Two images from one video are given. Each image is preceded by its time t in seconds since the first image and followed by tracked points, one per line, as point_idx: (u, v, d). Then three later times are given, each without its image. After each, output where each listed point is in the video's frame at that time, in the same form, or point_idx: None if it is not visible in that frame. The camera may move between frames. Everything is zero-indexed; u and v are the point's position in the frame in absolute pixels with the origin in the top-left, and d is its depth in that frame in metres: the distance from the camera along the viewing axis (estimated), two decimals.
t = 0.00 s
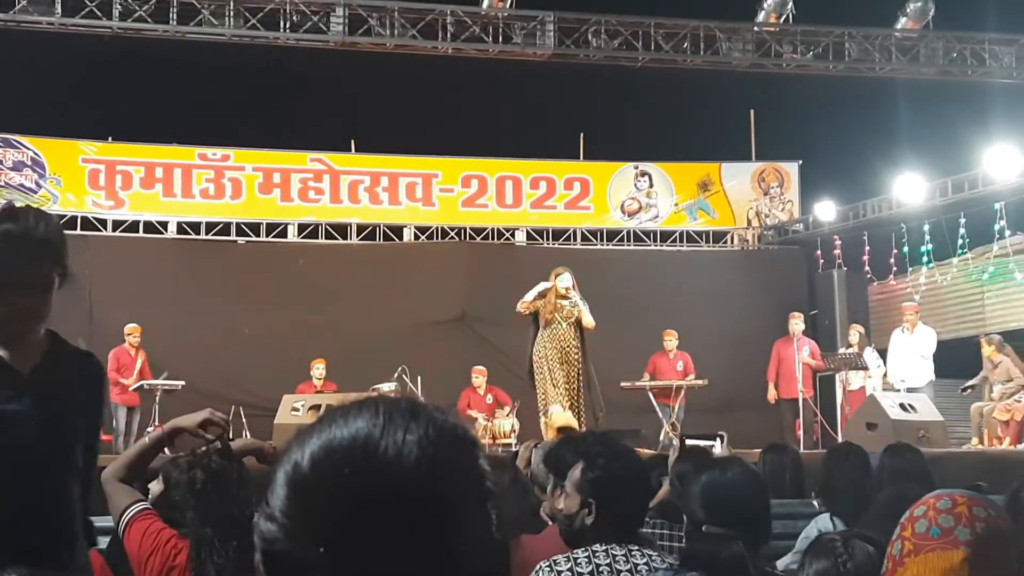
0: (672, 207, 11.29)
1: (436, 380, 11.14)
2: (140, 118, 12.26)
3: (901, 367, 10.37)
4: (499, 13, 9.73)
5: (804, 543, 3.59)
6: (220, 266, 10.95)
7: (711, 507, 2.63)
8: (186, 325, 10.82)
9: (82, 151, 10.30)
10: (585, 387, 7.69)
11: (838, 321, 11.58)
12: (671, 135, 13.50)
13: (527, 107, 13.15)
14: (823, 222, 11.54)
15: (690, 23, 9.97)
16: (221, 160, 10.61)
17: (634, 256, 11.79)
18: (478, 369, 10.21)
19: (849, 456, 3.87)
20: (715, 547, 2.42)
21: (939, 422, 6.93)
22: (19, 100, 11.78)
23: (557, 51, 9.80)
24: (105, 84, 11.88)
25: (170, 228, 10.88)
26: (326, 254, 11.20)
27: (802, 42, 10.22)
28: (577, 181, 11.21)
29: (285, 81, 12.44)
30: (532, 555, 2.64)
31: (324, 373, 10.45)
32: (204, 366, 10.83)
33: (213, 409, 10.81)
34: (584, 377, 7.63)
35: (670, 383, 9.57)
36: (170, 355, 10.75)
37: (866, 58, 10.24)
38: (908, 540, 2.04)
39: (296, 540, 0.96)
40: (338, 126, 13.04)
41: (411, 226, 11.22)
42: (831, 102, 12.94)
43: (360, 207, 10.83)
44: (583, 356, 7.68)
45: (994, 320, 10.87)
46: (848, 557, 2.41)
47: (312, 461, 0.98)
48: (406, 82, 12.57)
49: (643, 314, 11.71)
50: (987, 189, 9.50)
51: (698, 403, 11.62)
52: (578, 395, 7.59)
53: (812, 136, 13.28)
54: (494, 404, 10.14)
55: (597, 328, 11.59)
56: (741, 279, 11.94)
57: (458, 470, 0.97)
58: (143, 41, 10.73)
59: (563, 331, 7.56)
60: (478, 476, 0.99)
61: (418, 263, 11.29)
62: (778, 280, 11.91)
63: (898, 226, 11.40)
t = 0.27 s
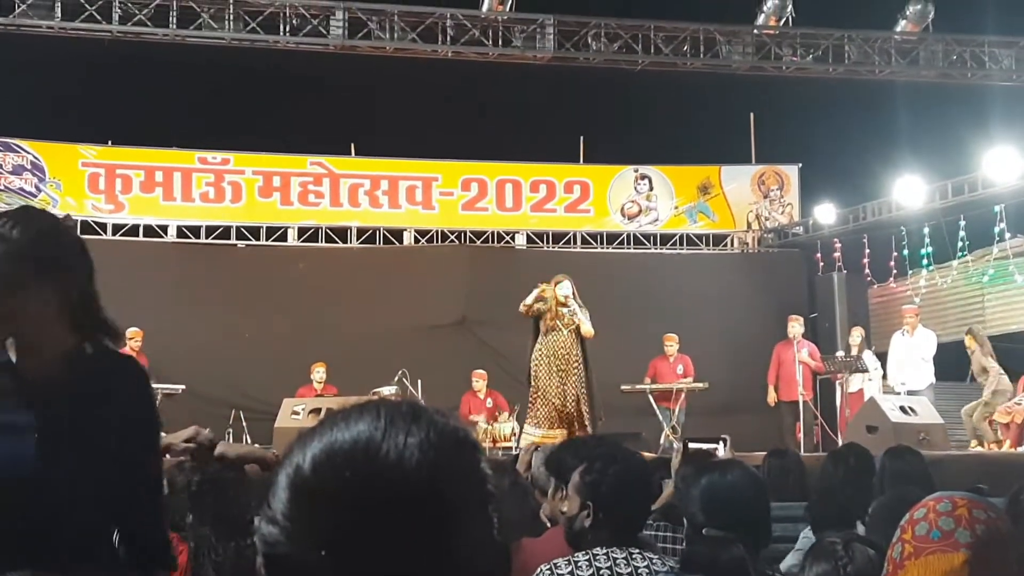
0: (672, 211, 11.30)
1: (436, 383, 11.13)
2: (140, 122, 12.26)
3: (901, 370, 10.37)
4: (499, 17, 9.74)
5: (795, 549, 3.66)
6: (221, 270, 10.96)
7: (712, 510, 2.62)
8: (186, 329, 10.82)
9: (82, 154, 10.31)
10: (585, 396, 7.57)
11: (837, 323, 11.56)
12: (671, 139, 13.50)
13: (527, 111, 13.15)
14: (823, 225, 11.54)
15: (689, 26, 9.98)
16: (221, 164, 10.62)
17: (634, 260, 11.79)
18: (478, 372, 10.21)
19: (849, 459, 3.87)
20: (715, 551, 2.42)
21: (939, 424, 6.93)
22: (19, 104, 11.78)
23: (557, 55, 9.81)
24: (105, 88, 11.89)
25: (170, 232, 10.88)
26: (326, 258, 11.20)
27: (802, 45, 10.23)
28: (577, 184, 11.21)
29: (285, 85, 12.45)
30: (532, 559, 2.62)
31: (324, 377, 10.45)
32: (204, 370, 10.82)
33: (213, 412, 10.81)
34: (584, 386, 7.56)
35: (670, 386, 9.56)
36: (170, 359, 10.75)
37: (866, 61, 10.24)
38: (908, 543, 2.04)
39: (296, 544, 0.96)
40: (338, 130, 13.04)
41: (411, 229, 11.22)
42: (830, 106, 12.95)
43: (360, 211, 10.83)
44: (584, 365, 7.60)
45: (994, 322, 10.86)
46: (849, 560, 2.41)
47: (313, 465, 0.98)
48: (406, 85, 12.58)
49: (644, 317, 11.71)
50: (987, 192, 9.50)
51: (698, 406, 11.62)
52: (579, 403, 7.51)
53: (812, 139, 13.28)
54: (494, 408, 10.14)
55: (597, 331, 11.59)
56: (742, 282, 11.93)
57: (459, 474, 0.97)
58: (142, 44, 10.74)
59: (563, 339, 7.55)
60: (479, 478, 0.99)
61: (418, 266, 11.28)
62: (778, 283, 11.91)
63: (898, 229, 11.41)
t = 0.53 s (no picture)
0: (672, 213, 11.30)
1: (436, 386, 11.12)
2: (140, 125, 12.27)
3: (901, 373, 10.37)
4: (498, 19, 9.75)
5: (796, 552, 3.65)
6: (220, 272, 10.95)
7: (711, 513, 2.62)
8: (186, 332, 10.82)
9: (81, 158, 10.33)
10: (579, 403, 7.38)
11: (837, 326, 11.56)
12: (670, 141, 13.50)
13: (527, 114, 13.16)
14: (823, 227, 11.54)
15: (689, 29, 9.98)
16: (220, 167, 10.61)
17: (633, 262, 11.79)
18: (478, 375, 10.21)
19: (849, 461, 3.86)
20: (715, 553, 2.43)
21: (940, 427, 6.93)
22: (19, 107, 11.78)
23: (556, 57, 9.81)
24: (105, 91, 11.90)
25: (169, 234, 10.88)
26: (326, 260, 11.19)
27: (801, 47, 10.24)
28: (576, 187, 11.22)
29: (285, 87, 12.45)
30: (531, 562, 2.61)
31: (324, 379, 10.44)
32: (203, 373, 10.81)
33: (212, 415, 10.80)
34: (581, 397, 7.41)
35: (669, 389, 9.56)
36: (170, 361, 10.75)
37: (865, 63, 10.24)
38: (907, 545, 2.03)
39: (295, 547, 0.96)
40: (338, 132, 13.04)
41: (411, 232, 11.22)
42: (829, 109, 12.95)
43: (360, 214, 10.83)
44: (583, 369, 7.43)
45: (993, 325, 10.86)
46: (846, 563, 2.40)
47: (312, 468, 0.98)
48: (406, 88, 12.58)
49: (644, 320, 11.70)
50: (986, 195, 9.50)
51: (698, 408, 11.61)
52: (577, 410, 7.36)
53: (811, 142, 13.28)
54: (494, 410, 10.13)
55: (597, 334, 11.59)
56: (742, 285, 11.92)
57: (457, 476, 0.97)
58: (142, 47, 10.74)
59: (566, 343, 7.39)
60: (478, 481, 0.99)
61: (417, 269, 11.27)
62: (778, 286, 11.91)
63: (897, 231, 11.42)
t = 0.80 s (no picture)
0: (672, 216, 11.28)
1: (436, 388, 11.11)
2: (139, 128, 12.26)
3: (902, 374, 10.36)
4: (498, 21, 9.73)
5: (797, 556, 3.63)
6: (220, 275, 10.94)
7: (711, 516, 2.61)
8: (185, 334, 10.80)
9: (80, 160, 10.31)
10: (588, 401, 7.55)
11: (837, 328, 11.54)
12: (670, 143, 13.50)
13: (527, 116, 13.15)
14: (823, 230, 11.52)
15: (689, 31, 9.97)
16: (219, 169, 10.60)
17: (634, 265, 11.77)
18: (478, 377, 10.19)
19: (853, 464, 3.83)
20: (714, 558, 2.44)
21: (940, 430, 6.91)
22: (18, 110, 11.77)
23: (556, 59, 9.80)
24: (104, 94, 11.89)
25: (168, 237, 10.87)
26: (326, 263, 11.17)
27: (801, 50, 10.22)
28: (577, 189, 11.21)
29: (285, 90, 12.44)
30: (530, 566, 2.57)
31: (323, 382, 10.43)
32: (203, 376, 10.80)
33: (212, 418, 10.79)
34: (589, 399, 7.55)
35: (669, 391, 9.54)
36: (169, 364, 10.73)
37: (866, 66, 10.23)
38: (907, 549, 2.01)
39: (293, 554, 0.95)
40: (338, 134, 13.03)
41: (411, 235, 11.20)
42: (830, 111, 12.93)
43: (360, 216, 10.82)
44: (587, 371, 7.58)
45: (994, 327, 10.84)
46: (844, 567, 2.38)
47: (310, 473, 0.97)
48: (406, 91, 12.57)
49: (644, 322, 11.68)
50: (987, 197, 9.48)
51: (698, 411, 11.59)
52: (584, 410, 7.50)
53: (811, 144, 13.27)
54: (494, 413, 10.11)
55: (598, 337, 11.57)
56: (742, 287, 11.91)
57: (456, 481, 0.96)
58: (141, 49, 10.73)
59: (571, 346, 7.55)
60: (478, 487, 0.98)
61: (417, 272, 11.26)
62: (778, 288, 11.88)
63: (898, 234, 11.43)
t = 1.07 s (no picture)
0: (669, 219, 11.30)
1: (434, 392, 11.12)
2: (138, 132, 12.28)
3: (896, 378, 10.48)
4: (496, 26, 9.75)
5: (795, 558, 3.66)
6: (219, 279, 10.95)
7: (707, 519, 2.63)
8: (184, 338, 10.81)
9: (79, 164, 10.32)
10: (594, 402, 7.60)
11: (834, 332, 11.57)
12: (667, 147, 13.55)
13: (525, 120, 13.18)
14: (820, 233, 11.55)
15: (687, 36, 10.00)
16: (219, 173, 10.63)
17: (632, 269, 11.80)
18: (477, 381, 10.20)
19: (850, 467, 3.84)
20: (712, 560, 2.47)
21: (937, 433, 6.94)
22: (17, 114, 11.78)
23: (554, 64, 9.84)
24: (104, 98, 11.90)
25: (167, 241, 10.88)
26: (325, 267, 11.19)
27: (798, 54, 10.26)
28: (575, 193, 11.23)
29: (284, 94, 12.46)
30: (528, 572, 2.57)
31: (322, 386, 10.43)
32: (202, 379, 10.80)
33: (210, 422, 10.79)
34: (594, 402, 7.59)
35: (667, 395, 9.55)
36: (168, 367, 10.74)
37: (862, 70, 10.28)
38: (904, 553, 2.03)
39: (292, 556, 0.97)
40: (336, 139, 13.05)
41: (409, 239, 11.22)
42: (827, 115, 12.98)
43: (358, 220, 10.84)
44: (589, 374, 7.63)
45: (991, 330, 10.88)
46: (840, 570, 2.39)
47: (308, 477, 0.99)
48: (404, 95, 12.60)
49: (642, 326, 11.70)
50: (983, 201, 9.52)
51: (696, 414, 11.61)
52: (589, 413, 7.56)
53: (807, 149, 13.32)
54: (492, 416, 10.12)
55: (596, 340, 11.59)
56: (740, 291, 11.93)
57: (453, 485, 0.98)
58: (140, 54, 10.75)
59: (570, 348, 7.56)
60: (475, 491, 1.00)
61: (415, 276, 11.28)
62: (776, 292, 11.91)
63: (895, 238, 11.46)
